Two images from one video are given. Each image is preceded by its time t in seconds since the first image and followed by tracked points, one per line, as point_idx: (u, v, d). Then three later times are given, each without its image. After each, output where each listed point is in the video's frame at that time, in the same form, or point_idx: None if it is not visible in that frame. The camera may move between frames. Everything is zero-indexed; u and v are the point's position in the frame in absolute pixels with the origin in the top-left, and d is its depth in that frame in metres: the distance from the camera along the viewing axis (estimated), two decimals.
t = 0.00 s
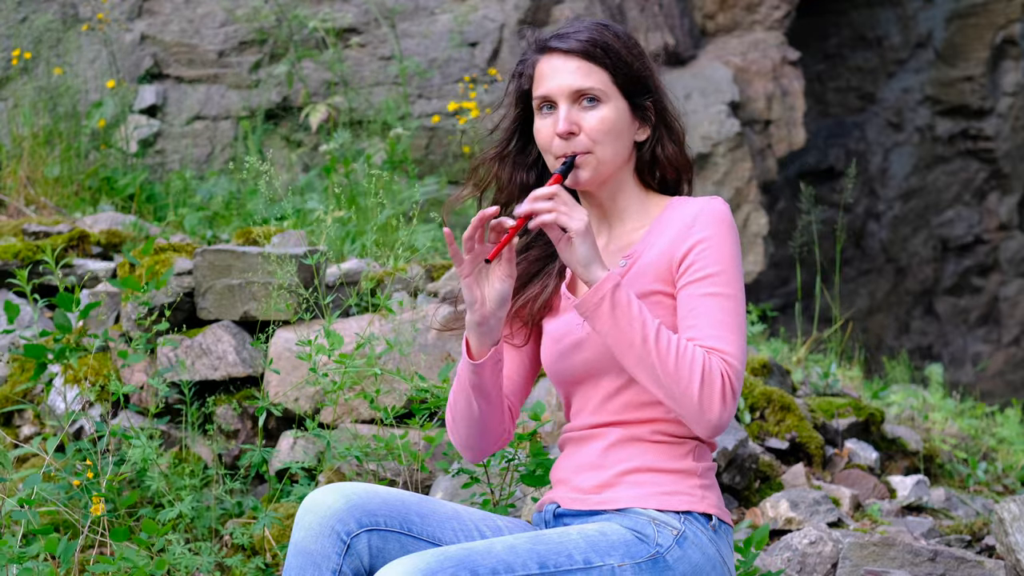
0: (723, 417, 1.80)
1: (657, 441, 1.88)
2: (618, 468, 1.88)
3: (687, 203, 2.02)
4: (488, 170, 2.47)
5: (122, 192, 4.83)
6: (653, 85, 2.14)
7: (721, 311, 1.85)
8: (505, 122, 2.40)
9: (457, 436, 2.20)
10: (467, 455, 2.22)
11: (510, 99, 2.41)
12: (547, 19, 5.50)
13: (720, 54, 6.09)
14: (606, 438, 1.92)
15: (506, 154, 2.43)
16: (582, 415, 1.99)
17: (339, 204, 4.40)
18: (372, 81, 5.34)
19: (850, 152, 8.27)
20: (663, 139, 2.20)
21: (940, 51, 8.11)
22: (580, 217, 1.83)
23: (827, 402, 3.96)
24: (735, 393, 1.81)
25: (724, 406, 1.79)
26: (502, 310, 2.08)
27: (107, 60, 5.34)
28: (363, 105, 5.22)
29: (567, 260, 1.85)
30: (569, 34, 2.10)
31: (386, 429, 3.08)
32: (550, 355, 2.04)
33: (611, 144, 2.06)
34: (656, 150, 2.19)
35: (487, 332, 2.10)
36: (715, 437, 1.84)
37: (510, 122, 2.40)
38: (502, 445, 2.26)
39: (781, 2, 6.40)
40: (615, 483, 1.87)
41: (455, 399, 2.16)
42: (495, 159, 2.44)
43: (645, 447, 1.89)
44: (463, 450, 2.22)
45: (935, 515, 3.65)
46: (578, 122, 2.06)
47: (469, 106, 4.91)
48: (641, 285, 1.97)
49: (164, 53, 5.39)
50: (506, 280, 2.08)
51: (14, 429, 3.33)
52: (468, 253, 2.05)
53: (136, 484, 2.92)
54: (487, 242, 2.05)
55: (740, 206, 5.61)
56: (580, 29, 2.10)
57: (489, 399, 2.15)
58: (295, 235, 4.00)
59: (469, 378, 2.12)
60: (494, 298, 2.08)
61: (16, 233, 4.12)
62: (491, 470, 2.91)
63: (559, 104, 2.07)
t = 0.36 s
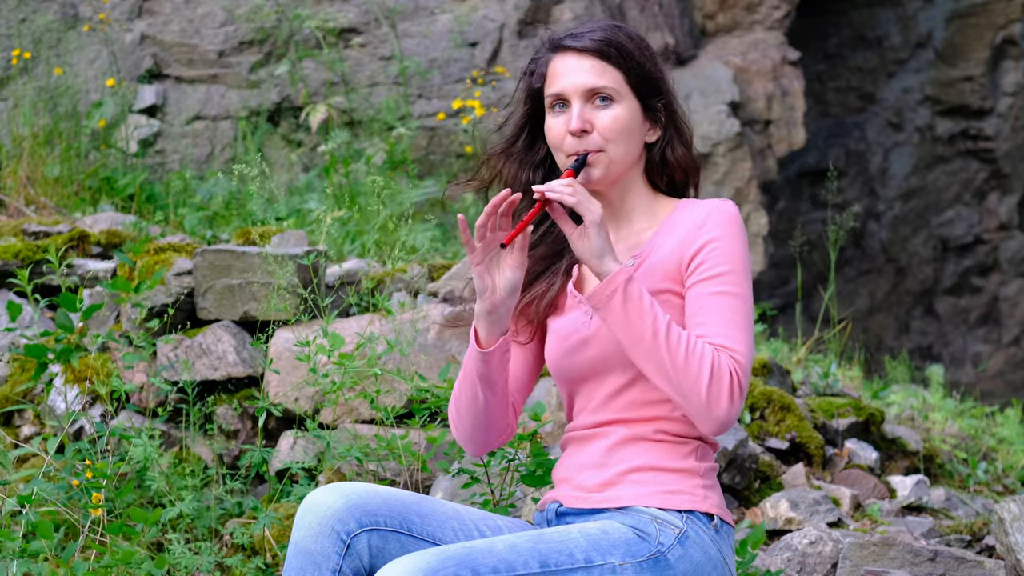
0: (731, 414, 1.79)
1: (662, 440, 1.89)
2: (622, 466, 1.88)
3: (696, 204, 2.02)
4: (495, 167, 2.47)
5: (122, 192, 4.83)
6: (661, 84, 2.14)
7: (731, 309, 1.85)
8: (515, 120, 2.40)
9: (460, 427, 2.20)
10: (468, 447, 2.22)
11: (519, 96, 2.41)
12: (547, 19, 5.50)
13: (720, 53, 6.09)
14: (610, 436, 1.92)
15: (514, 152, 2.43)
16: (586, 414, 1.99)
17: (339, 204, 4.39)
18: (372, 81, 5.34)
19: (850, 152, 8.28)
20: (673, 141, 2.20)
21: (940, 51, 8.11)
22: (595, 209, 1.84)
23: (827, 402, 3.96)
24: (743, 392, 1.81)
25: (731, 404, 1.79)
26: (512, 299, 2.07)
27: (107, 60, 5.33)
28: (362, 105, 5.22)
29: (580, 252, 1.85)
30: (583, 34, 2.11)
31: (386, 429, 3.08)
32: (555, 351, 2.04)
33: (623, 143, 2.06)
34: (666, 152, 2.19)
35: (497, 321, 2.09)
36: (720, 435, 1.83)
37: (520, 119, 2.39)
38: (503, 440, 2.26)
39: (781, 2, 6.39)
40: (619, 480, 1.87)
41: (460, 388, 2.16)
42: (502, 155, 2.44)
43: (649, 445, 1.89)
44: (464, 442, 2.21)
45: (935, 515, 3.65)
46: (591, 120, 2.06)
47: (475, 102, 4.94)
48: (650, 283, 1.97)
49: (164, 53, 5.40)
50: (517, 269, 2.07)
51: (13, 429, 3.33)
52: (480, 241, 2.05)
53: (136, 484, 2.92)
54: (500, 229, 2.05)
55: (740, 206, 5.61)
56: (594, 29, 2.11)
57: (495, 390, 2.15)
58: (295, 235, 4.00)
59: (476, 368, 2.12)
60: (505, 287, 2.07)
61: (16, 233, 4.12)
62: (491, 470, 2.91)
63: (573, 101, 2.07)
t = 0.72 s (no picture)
0: (733, 413, 1.79)
1: (663, 439, 1.88)
2: (623, 466, 1.88)
3: (700, 205, 2.03)
4: (501, 169, 2.47)
5: (122, 192, 4.83)
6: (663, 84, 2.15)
7: (734, 309, 1.85)
8: (519, 121, 2.40)
9: (460, 424, 2.19)
10: (467, 445, 2.22)
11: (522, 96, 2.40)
12: (547, 19, 5.50)
13: (720, 53, 6.09)
14: (612, 436, 1.92)
15: (520, 153, 2.43)
16: (588, 413, 1.99)
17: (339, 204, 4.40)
18: (372, 81, 5.35)
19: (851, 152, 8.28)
20: (675, 143, 2.21)
21: (940, 51, 8.11)
22: (600, 208, 1.85)
23: (827, 402, 3.96)
24: (745, 392, 1.80)
25: (733, 403, 1.79)
26: (517, 295, 2.07)
27: (108, 60, 5.34)
28: (362, 105, 5.22)
29: (585, 250, 1.86)
30: (588, 34, 2.11)
31: (386, 429, 3.09)
32: (557, 350, 2.04)
33: (628, 144, 2.06)
34: (669, 154, 2.20)
35: (501, 317, 2.09)
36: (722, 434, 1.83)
37: (525, 121, 2.39)
38: (501, 438, 2.26)
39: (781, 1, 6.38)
40: (620, 478, 1.87)
41: (461, 385, 2.16)
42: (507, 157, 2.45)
43: (650, 444, 1.89)
44: (464, 439, 2.21)
45: (935, 515, 3.65)
46: (596, 121, 2.06)
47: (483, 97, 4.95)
48: (652, 283, 1.97)
49: (164, 53, 5.40)
50: (523, 266, 2.07)
51: (14, 429, 3.33)
52: (488, 237, 2.05)
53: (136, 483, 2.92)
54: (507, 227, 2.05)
55: (740, 206, 5.61)
56: (599, 30, 2.11)
57: (497, 387, 2.15)
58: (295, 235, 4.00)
59: (479, 364, 2.12)
60: (510, 283, 2.07)
61: (16, 233, 4.12)
62: (491, 470, 2.91)
63: (578, 102, 2.07)
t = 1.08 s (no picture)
0: (729, 411, 1.79)
1: (661, 438, 1.89)
2: (622, 465, 1.88)
3: (698, 205, 2.03)
4: (503, 171, 2.46)
5: (122, 192, 4.82)
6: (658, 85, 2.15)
7: (731, 307, 1.85)
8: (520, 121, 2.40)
9: (457, 419, 2.20)
10: (465, 441, 2.22)
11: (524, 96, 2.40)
12: (547, 19, 5.49)
13: (720, 53, 6.09)
14: (611, 435, 1.92)
15: (522, 154, 2.43)
16: (587, 413, 1.99)
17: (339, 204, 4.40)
18: (373, 81, 5.35)
19: (850, 152, 8.28)
20: (676, 144, 2.20)
21: (940, 51, 8.11)
22: (596, 205, 1.86)
23: (827, 402, 3.96)
24: (742, 390, 1.80)
25: (730, 401, 1.78)
26: (514, 290, 2.08)
27: (107, 60, 5.34)
28: (363, 105, 5.22)
29: (583, 247, 1.86)
30: (588, 34, 2.11)
31: (386, 429, 3.09)
32: (556, 349, 2.04)
33: (627, 144, 2.06)
34: (668, 154, 2.20)
35: (498, 312, 2.09)
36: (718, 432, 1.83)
37: (527, 121, 2.39)
38: (499, 436, 2.26)
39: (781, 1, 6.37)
40: (619, 478, 1.87)
41: (459, 379, 2.16)
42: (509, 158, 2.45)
43: (649, 444, 1.89)
44: (461, 436, 2.21)
45: (935, 515, 3.65)
46: (595, 120, 2.06)
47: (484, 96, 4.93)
48: (650, 282, 1.97)
49: (164, 53, 5.40)
50: (520, 261, 2.07)
51: (14, 429, 3.33)
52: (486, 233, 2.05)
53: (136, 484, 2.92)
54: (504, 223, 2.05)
55: (740, 206, 5.61)
56: (598, 30, 2.11)
57: (494, 383, 2.15)
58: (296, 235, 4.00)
59: (476, 359, 2.12)
60: (508, 278, 2.07)
61: (16, 233, 4.13)
62: (491, 470, 2.91)
63: (577, 101, 2.07)
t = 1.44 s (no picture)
0: (727, 413, 1.79)
1: (661, 438, 1.89)
2: (622, 465, 1.88)
3: (696, 205, 2.03)
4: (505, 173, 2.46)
5: (122, 192, 4.83)
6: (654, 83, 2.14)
7: (729, 308, 1.85)
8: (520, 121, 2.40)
9: (459, 425, 2.20)
10: (467, 446, 2.22)
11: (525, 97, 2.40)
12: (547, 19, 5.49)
13: (720, 53, 6.09)
14: (611, 435, 1.92)
15: (524, 157, 2.43)
16: (587, 414, 1.99)
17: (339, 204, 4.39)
18: (373, 81, 5.35)
19: (850, 152, 8.28)
20: (674, 144, 2.20)
21: (940, 51, 8.11)
22: (592, 209, 1.84)
23: (827, 402, 3.96)
24: (740, 391, 1.80)
25: (728, 403, 1.78)
26: (511, 297, 2.07)
27: (107, 60, 5.34)
28: (363, 105, 5.22)
29: (579, 252, 1.86)
30: (585, 35, 2.11)
31: (385, 429, 3.09)
32: (556, 352, 2.04)
33: (625, 144, 2.06)
34: (666, 154, 2.20)
35: (496, 318, 2.09)
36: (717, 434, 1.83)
37: (528, 124, 2.39)
38: (502, 439, 2.26)
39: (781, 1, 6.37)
40: (619, 478, 1.87)
41: (459, 386, 2.16)
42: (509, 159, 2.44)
43: (649, 444, 1.89)
44: (463, 441, 2.22)
45: (935, 515, 3.65)
46: (593, 121, 2.06)
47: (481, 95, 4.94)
48: (649, 283, 1.97)
49: (164, 53, 5.40)
50: (517, 267, 2.07)
51: (14, 429, 3.33)
52: (481, 240, 2.04)
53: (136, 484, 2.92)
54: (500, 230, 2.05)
55: (740, 206, 5.61)
56: (596, 31, 2.11)
57: (494, 389, 2.15)
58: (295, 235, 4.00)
59: (476, 366, 2.11)
60: (505, 285, 2.07)
61: (16, 233, 4.13)
62: (491, 470, 2.91)
63: (574, 102, 2.07)
